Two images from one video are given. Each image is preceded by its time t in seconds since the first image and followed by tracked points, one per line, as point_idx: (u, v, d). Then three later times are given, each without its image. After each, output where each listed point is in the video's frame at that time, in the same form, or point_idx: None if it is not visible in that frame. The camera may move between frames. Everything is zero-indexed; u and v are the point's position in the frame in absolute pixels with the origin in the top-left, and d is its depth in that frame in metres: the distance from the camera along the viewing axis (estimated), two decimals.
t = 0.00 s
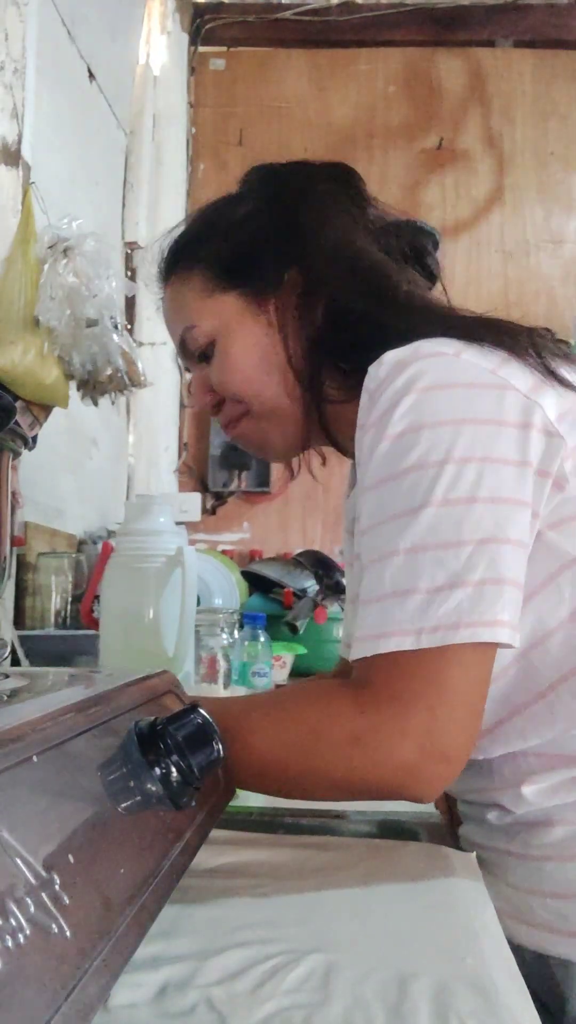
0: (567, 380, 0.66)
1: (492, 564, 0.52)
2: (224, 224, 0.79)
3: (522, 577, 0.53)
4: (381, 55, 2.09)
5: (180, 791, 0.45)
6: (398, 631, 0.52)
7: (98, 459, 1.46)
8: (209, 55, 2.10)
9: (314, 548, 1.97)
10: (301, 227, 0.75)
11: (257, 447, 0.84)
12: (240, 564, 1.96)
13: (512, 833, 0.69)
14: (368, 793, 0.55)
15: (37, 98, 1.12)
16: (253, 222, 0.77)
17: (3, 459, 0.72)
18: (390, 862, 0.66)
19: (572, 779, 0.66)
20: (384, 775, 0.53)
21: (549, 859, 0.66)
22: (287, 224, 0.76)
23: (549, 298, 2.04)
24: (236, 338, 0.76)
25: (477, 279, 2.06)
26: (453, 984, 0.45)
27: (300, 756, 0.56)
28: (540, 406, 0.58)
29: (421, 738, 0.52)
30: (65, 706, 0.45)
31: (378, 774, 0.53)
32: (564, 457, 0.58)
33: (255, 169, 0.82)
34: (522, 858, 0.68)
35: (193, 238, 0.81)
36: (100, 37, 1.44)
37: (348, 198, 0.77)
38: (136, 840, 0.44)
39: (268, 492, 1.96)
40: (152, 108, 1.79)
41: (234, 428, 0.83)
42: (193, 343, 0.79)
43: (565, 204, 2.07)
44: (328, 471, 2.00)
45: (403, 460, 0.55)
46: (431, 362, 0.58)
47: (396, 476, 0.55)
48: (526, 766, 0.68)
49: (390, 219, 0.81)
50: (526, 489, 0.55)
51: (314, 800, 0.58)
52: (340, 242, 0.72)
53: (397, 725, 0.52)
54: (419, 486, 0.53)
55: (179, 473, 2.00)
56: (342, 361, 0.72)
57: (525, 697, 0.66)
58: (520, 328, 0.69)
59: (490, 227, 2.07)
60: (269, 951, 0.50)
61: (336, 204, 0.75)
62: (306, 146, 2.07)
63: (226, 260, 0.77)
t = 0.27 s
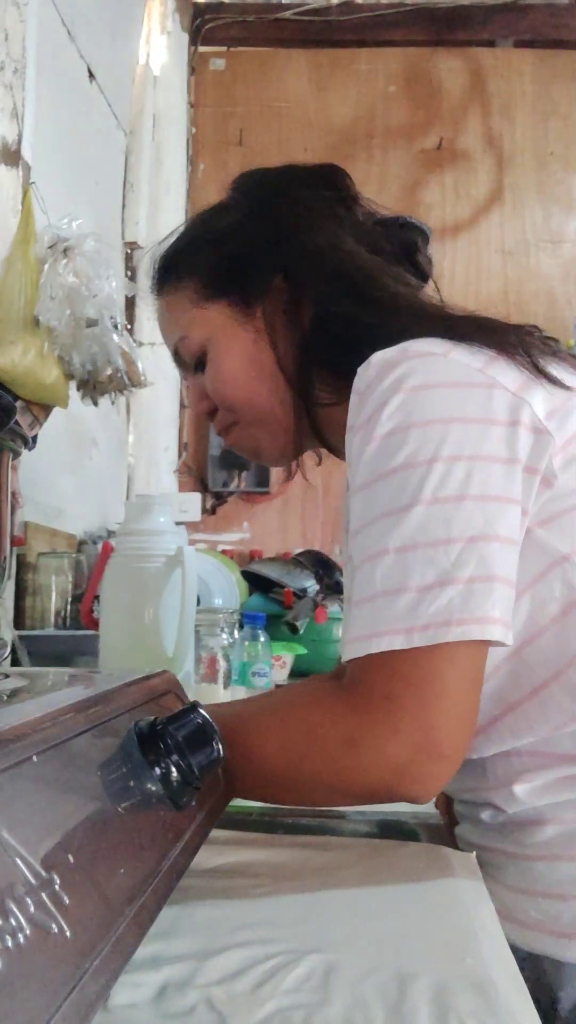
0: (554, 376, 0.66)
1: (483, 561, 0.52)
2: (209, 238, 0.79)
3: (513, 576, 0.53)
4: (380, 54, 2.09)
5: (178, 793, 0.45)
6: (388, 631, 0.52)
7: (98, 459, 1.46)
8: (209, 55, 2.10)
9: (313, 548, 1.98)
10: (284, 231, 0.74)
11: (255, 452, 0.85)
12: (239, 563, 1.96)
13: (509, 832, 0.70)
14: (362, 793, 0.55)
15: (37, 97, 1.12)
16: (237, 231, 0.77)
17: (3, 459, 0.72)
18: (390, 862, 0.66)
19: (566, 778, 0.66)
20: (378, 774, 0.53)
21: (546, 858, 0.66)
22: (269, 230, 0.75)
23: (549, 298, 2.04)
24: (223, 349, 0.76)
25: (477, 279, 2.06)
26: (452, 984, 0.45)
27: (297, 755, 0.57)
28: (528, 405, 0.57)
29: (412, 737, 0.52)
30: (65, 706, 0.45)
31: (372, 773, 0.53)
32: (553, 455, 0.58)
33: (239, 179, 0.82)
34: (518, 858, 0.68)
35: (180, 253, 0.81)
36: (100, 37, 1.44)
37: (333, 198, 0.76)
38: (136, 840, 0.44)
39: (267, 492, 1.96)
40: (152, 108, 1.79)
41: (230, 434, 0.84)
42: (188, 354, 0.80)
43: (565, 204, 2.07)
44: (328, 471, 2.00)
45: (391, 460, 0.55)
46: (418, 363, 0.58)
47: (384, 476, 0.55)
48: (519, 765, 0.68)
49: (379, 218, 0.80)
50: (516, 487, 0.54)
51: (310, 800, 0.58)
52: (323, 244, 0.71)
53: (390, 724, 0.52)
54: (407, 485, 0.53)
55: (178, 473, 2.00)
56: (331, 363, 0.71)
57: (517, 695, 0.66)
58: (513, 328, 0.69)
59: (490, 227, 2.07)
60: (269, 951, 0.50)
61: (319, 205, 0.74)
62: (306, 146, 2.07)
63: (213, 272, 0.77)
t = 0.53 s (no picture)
0: (544, 369, 0.65)
1: (472, 563, 0.52)
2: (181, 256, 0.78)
3: (504, 578, 0.53)
4: (380, 54, 2.09)
5: (177, 796, 0.46)
6: (375, 631, 0.52)
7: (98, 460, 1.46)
8: (209, 55, 2.10)
9: (313, 548, 1.98)
10: (257, 245, 0.73)
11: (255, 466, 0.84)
12: (239, 563, 1.96)
13: (507, 833, 0.70)
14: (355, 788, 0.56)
15: (37, 97, 1.12)
16: (210, 245, 0.76)
17: (3, 459, 0.72)
18: (390, 862, 0.66)
19: (565, 779, 0.66)
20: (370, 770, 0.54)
21: (544, 858, 0.66)
22: (241, 242, 0.74)
23: (549, 298, 2.04)
24: (211, 371, 0.76)
25: (477, 279, 2.06)
26: (452, 983, 0.45)
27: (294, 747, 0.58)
28: (522, 405, 0.58)
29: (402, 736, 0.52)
30: (65, 706, 0.45)
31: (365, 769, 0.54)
32: (549, 454, 0.58)
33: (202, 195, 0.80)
34: (517, 858, 0.68)
35: (156, 279, 0.80)
36: (100, 37, 1.44)
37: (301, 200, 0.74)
38: (136, 840, 0.44)
39: (267, 492, 1.96)
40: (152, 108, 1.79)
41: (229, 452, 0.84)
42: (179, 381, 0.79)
43: (565, 204, 2.07)
44: (328, 471, 2.00)
45: (382, 460, 0.55)
46: (412, 362, 0.58)
47: (375, 476, 0.55)
48: (517, 765, 0.68)
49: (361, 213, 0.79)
50: (507, 488, 0.55)
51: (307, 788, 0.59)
52: (304, 254, 0.71)
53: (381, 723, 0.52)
54: (397, 486, 0.54)
55: (178, 473, 2.00)
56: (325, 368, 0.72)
57: (514, 698, 0.65)
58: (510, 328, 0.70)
59: (490, 227, 2.07)
60: (269, 951, 0.50)
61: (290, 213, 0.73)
62: (306, 146, 2.07)
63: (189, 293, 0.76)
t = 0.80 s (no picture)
0: (533, 367, 0.65)
1: (456, 565, 0.52)
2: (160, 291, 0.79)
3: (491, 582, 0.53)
4: (380, 55, 2.09)
5: (177, 795, 0.46)
6: (359, 632, 0.53)
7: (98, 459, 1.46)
8: (210, 55, 2.10)
9: (313, 548, 1.98)
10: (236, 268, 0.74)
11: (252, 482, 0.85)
12: (239, 563, 1.96)
13: (506, 833, 0.70)
14: (344, 788, 0.56)
15: (37, 98, 1.12)
16: (188, 276, 0.77)
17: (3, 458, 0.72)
18: (389, 862, 0.66)
19: (564, 779, 0.66)
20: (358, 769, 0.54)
21: (544, 859, 0.66)
22: (217, 271, 0.75)
23: (549, 298, 2.05)
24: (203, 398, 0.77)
25: (477, 279, 2.06)
26: (452, 984, 0.45)
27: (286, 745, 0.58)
28: (514, 408, 0.58)
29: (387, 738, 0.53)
30: (66, 706, 0.45)
31: (353, 768, 0.55)
32: (541, 458, 0.59)
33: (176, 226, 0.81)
34: (516, 858, 0.68)
35: (139, 311, 0.81)
36: (100, 38, 1.44)
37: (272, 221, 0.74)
38: (137, 840, 0.44)
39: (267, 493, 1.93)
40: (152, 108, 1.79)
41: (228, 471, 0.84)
42: (172, 410, 0.80)
43: (565, 204, 2.07)
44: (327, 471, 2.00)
45: (372, 460, 0.55)
46: (404, 365, 0.58)
47: (364, 478, 0.56)
48: (516, 766, 0.68)
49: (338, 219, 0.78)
50: (497, 490, 0.55)
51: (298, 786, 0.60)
52: (280, 273, 0.71)
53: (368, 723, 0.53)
54: (384, 488, 0.54)
55: (178, 473, 2.01)
56: (316, 380, 0.72)
57: (510, 701, 0.65)
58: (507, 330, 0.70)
59: (490, 227, 2.07)
60: (269, 951, 0.50)
61: (261, 235, 0.73)
62: (306, 146, 2.07)
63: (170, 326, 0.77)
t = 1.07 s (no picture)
0: (524, 369, 0.65)
1: (466, 570, 0.52)
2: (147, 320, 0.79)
3: (501, 586, 0.53)
4: (380, 54, 2.09)
5: (180, 790, 0.46)
6: (369, 641, 0.53)
7: (98, 460, 1.46)
8: (210, 55, 2.10)
9: (313, 548, 1.98)
10: (217, 290, 0.74)
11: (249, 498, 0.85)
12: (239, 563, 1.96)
13: (507, 834, 0.70)
14: (353, 797, 0.56)
15: (37, 97, 1.12)
16: (174, 303, 0.77)
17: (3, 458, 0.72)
18: (389, 862, 0.66)
19: (566, 781, 0.66)
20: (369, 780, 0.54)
21: (545, 859, 0.66)
22: (203, 295, 0.75)
23: (549, 298, 2.05)
24: (195, 421, 0.77)
25: (477, 278, 2.06)
26: (453, 984, 0.45)
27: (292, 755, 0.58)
28: (509, 411, 0.58)
29: (399, 747, 0.53)
30: (66, 706, 0.45)
31: (362, 779, 0.54)
32: (537, 460, 0.59)
33: (157, 252, 0.81)
34: (517, 859, 0.68)
35: (129, 338, 0.81)
36: (100, 38, 1.44)
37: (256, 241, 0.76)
38: (137, 840, 0.44)
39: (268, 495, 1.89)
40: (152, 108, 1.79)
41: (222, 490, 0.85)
42: (164, 431, 0.81)
43: (565, 204, 2.07)
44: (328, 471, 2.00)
45: (373, 469, 0.55)
46: (399, 371, 0.58)
47: (366, 488, 0.55)
48: (518, 767, 0.68)
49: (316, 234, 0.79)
50: (497, 493, 0.55)
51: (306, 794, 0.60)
52: (261, 292, 0.72)
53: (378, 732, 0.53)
54: (390, 497, 0.54)
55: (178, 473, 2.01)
56: (306, 395, 0.72)
57: (513, 704, 0.65)
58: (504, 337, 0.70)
59: (490, 226, 2.07)
60: (269, 951, 0.50)
61: (246, 256, 0.74)
62: (306, 146, 2.07)
63: (160, 352, 0.78)
